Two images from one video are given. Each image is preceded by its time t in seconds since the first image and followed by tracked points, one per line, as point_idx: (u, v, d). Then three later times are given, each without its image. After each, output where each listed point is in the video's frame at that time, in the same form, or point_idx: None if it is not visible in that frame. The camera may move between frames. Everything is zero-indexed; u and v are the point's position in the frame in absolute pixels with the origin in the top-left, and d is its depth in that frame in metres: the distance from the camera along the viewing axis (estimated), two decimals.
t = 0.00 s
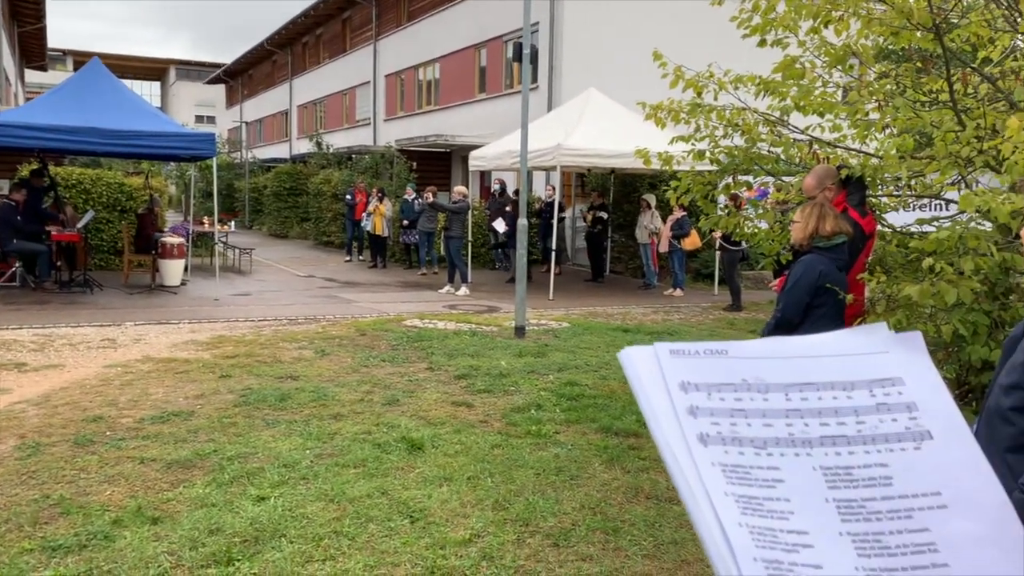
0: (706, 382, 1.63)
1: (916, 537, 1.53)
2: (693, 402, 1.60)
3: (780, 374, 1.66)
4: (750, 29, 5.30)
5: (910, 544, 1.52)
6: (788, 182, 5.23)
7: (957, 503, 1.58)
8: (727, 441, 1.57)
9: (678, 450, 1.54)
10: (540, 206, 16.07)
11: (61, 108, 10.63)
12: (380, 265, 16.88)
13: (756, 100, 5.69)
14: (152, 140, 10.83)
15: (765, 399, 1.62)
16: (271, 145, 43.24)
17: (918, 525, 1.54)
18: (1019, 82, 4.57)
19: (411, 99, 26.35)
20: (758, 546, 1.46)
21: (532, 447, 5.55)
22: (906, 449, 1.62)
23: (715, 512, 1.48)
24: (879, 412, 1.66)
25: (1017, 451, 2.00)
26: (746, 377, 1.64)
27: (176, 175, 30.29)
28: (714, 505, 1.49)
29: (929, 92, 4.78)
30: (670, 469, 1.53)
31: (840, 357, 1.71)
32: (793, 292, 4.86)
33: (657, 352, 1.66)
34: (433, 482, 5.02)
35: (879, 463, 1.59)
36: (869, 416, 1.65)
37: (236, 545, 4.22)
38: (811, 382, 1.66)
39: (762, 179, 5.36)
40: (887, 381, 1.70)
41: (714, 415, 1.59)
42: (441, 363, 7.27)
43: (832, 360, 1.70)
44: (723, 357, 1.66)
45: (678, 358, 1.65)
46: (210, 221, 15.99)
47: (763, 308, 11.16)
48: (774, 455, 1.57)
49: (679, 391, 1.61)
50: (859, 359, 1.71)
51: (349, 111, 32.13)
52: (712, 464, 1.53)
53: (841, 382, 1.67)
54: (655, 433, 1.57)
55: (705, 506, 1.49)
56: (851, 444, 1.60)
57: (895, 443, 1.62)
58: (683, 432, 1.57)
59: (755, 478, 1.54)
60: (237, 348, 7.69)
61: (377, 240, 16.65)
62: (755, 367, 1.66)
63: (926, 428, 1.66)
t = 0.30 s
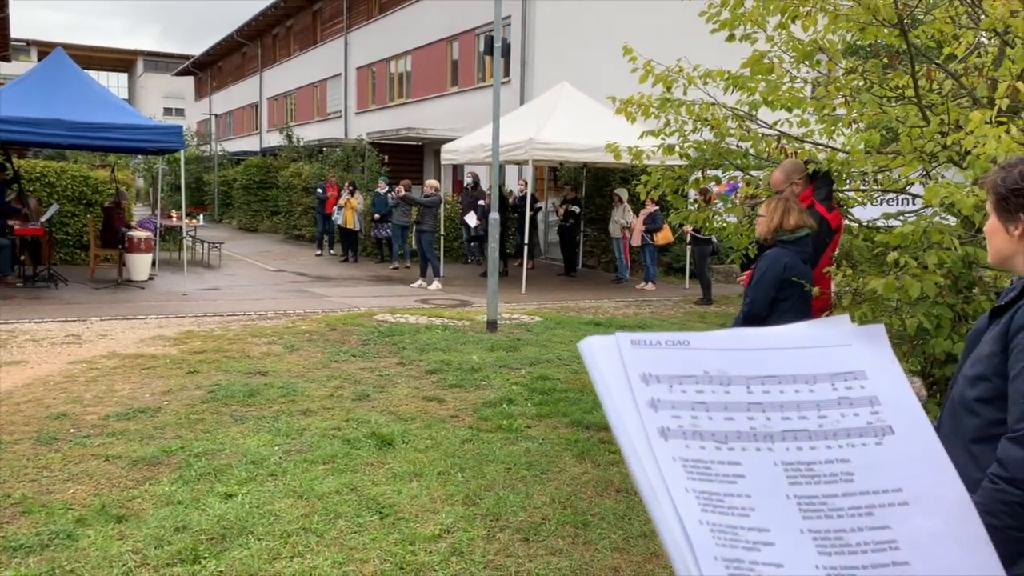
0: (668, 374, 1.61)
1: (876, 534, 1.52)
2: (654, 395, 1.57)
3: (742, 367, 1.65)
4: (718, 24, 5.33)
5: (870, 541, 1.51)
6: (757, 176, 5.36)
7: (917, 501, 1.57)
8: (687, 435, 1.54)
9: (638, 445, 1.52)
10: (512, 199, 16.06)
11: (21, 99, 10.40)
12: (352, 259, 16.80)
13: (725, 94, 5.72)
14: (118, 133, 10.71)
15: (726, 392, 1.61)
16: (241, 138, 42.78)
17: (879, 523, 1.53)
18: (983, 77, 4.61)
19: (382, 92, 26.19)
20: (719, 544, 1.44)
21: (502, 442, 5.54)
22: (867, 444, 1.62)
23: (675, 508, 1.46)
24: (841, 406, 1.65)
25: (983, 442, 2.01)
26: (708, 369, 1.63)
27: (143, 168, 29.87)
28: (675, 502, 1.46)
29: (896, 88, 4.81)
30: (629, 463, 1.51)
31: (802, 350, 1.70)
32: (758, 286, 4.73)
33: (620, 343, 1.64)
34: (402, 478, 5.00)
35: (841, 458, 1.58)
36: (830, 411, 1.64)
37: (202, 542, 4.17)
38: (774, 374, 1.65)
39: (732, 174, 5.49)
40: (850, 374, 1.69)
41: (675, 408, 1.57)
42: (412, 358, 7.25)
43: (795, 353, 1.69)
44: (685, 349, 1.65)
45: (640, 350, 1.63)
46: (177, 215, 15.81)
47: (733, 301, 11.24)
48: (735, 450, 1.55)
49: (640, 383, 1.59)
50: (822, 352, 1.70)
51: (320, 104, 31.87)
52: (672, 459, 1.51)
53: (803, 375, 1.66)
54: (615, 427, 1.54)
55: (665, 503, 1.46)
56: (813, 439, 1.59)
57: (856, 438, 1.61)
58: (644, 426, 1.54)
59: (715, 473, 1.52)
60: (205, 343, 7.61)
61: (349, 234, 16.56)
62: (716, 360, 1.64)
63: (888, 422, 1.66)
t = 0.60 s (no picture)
0: (648, 377, 1.60)
1: (851, 536, 1.53)
2: (635, 396, 1.58)
3: (723, 371, 1.64)
4: (697, 19, 5.32)
5: (845, 543, 1.52)
6: (735, 171, 5.34)
7: (891, 504, 1.58)
8: (666, 437, 1.55)
9: (617, 447, 1.53)
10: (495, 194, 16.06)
11: None
12: (333, 255, 16.73)
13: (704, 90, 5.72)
14: (95, 129, 10.60)
15: (706, 395, 1.61)
16: (221, 133, 42.42)
17: (853, 525, 1.54)
18: (959, 72, 4.65)
19: (363, 87, 26.06)
20: (694, 544, 1.46)
21: (484, 438, 5.54)
22: (844, 450, 1.62)
23: (652, 510, 1.47)
24: (819, 411, 1.65)
25: (953, 436, 2.01)
26: (689, 372, 1.63)
27: (121, 164, 29.58)
28: (652, 503, 1.48)
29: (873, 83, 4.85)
30: (608, 465, 1.52)
31: (784, 355, 1.69)
32: (735, 280, 4.77)
33: (602, 346, 1.64)
34: (383, 475, 4.99)
35: (818, 462, 1.59)
36: (809, 415, 1.64)
37: (181, 542, 4.15)
38: (753, 379, 1.65)
39: (711, 169, 5.44)
40: (830, 379, 1.69)
41: (654, 411, 1.57)
42: (394, 355, 7.24)
43: (775, 357, 1.69)
44: (666, 353, 1.64)
45: (623, 354, 1.62)
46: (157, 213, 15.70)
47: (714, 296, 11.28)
48: (713, 453, 1.55)
49: (622, 386, 1.59)
50: (803, 357, 1.70)
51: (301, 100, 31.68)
52: (651, 460, 1.52)
53: (783, 380, 1.66)
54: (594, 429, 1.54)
55: (643, 505, 1.48)
56: (790, 443, 1.60)
57: (833, 443, 1.61)
58: (624, 428, 1.55)
59: (693, 475, 1.53)
60: (184, 341, 7.57)
61: (330, 229, 16.49)
62: (697, 364, 1.64)
63: (866, 427, 1.66)
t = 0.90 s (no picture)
0: (649, 401, 1.64)
1: (844, 551, 1.55)
2: (634, 420, 1.62)
3: (721, 395, 1.68)
4: (686, 16, 5.30)
5: (838, 559, 1.54)
6: (725, 167, 5.32)
7: (885, 521, 1.61)
8: (665, 458, 1.58)
9: (616, 465, 1.56)
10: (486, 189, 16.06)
11: None
12: (324, 251, 16.70)
13: (694, 86, 5.70)
14: (83, 127, 10.54)
15: (705, 418, 1.65)
16: (210, 129, 42.23)
17: (847, 541, 1.57)
18: (946, 69, 4.68)
19: (354, 83, 26.00)
20: (688, 557, 1.48)
21: (475, 435, 5.56)
22: (839, 468, 1.65)
23: (647, 526, 1.50)
24: (814, 432, 1.69)
25: (931, 431, 2.04)
26: (688, 397, 1.66)
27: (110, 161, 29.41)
28: (648, 518, 1.50)
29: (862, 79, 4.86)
30: (608, 484, 1.55)
31: (780, 379, 1.74)
32: (721, 275, 4.78)
33: (604, 373, 1.68)
34: (375, 473, 4.99)
35: (813, 481, 1.62)
36: (804, 437, 1.67)
37: (172, 541, 4.15)
38: (751, 403, 1.69)
39: (701, 166, 5.34)
40: (825, 402, 1.73)
41: (654, 433, 1.61)
42: (385, 352, 7.25)
43: (773, 382, 1.73)
44: (665, 378, 1.69)
45: (624, 379, 1.67)
46: (146, 210, 15.63)
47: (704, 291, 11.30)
48: (710, 472, 1.58)
49: (622, 410, 1.63)
50: (801, 381, 1.74)
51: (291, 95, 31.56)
52: (648, 480, 1.55)
53: (779, 403, 1.70)
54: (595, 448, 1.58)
55: (638, 520, 1.50)
56: (787, 463, 1.63)
57: (827, 462, 1.65)
58: (624, 449, 1.58)
59: (689, 492, 1.55)
60: (174, 339, 7.55)
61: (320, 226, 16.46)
62: (696, 388, 1.68)
63: (861, 447, 1.69)
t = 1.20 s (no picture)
0: (633, 425, 1.70)
1: (826, 557, 1.61)
2: (621, 443, 1.67)
3: (701, 417, 1.74)
4: (682, 13, 5.31)
5: (821, 565, 1.60)
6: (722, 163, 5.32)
7: (861, 527, 1.67)
8: (651, 478, 1.63)
9: (606, 488, 1.60)
10: (483, 185, 16.07)
11: None
12: (322, 248, 16.69)
13: (691, 82, 5.71)
14: (79, 123, 10.53)
15: (686, 440, 1.70)
16: (207, 126, 42.15)
17: (828, 548, 1.63)
18: (941, 64, 4.65)
19: (351, 79, 25.98)
20: (680, 569, 1.52)
21: (472, 430, 5.57)
22: (815, 481, 1.71)
23: (640, 541, 1.54)
24: (791, 447, 1.75)
25: (919, 425, 2.07)
26: (670, 420, 1.72)
27: (107, 157, 29.37)
28: (640, 536, 1.54)
29: (858, 75, 4.85)
30: (600, 507, 1.58)
31: (756, 399, 1.80)
32: (717, 270, 4.75)
33: (588, 400, 1.73)
34: (372, 468, 5.00)
35: (792, 494, 1.68)
36: (782, 452, 1.73)
37: (170, 536, 4.16)
38: (728, 423, 1.75)
39: (698, 161, 5.45)
40: (799, 420, 1.79)
41: (640, 455, 1.66)
42: (382, 348, 7.26)
43: (748, 403, 1.79)
44: (647, 404, 1.74)
45: (608, 407, 1.71)
46: (143, 205, 15.62)
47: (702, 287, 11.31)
48: (696, 490, 1.64)
49: (609, 435, 1.68)
50: (775, 401, 1.81)
51: (288, 91, 31.51)
52: (638, 499, 1.59)
53: (756, 422, 1.76)
54: (584, 473, 1.62)
55: (632, 537, 1.54)
56: (766, 478, 1.68)
57: (804, 476, 1.71)
58: (612, 471, 1.63)
59: (677, 509, 1.60)
60: (172, 335, 7.56)
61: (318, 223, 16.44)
62: (677, 412, 1.74)
63: (834, 460, 1.75)
